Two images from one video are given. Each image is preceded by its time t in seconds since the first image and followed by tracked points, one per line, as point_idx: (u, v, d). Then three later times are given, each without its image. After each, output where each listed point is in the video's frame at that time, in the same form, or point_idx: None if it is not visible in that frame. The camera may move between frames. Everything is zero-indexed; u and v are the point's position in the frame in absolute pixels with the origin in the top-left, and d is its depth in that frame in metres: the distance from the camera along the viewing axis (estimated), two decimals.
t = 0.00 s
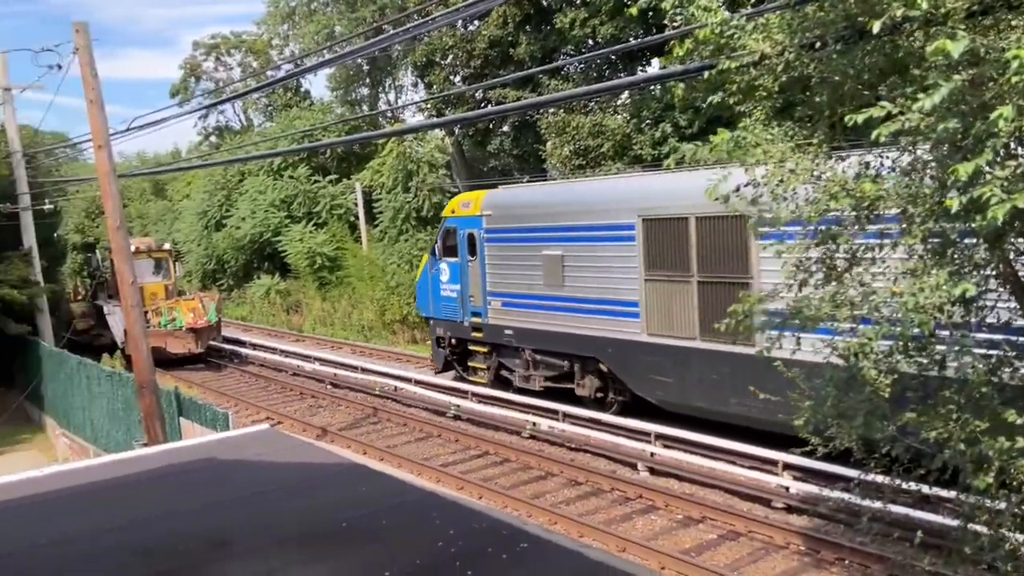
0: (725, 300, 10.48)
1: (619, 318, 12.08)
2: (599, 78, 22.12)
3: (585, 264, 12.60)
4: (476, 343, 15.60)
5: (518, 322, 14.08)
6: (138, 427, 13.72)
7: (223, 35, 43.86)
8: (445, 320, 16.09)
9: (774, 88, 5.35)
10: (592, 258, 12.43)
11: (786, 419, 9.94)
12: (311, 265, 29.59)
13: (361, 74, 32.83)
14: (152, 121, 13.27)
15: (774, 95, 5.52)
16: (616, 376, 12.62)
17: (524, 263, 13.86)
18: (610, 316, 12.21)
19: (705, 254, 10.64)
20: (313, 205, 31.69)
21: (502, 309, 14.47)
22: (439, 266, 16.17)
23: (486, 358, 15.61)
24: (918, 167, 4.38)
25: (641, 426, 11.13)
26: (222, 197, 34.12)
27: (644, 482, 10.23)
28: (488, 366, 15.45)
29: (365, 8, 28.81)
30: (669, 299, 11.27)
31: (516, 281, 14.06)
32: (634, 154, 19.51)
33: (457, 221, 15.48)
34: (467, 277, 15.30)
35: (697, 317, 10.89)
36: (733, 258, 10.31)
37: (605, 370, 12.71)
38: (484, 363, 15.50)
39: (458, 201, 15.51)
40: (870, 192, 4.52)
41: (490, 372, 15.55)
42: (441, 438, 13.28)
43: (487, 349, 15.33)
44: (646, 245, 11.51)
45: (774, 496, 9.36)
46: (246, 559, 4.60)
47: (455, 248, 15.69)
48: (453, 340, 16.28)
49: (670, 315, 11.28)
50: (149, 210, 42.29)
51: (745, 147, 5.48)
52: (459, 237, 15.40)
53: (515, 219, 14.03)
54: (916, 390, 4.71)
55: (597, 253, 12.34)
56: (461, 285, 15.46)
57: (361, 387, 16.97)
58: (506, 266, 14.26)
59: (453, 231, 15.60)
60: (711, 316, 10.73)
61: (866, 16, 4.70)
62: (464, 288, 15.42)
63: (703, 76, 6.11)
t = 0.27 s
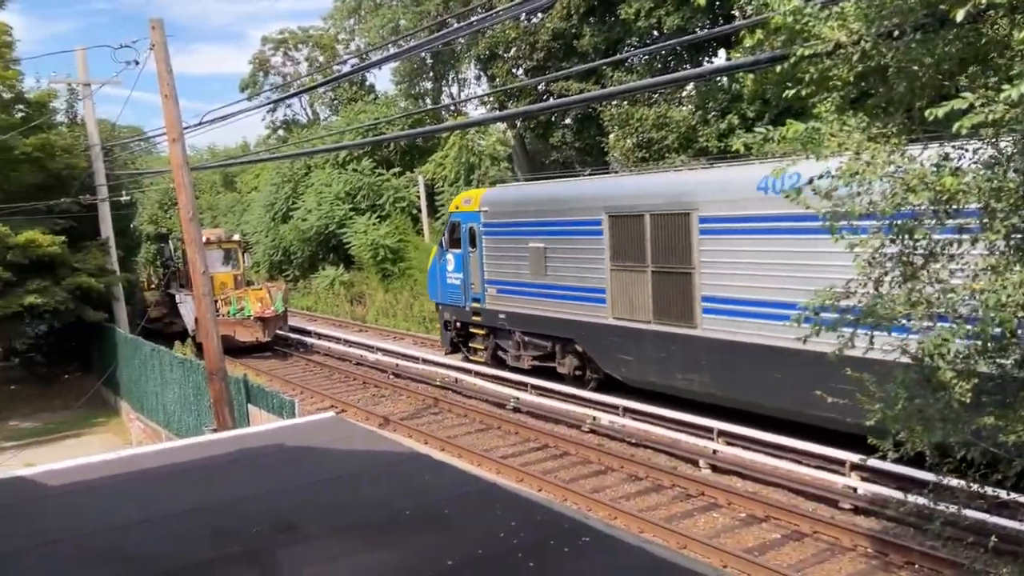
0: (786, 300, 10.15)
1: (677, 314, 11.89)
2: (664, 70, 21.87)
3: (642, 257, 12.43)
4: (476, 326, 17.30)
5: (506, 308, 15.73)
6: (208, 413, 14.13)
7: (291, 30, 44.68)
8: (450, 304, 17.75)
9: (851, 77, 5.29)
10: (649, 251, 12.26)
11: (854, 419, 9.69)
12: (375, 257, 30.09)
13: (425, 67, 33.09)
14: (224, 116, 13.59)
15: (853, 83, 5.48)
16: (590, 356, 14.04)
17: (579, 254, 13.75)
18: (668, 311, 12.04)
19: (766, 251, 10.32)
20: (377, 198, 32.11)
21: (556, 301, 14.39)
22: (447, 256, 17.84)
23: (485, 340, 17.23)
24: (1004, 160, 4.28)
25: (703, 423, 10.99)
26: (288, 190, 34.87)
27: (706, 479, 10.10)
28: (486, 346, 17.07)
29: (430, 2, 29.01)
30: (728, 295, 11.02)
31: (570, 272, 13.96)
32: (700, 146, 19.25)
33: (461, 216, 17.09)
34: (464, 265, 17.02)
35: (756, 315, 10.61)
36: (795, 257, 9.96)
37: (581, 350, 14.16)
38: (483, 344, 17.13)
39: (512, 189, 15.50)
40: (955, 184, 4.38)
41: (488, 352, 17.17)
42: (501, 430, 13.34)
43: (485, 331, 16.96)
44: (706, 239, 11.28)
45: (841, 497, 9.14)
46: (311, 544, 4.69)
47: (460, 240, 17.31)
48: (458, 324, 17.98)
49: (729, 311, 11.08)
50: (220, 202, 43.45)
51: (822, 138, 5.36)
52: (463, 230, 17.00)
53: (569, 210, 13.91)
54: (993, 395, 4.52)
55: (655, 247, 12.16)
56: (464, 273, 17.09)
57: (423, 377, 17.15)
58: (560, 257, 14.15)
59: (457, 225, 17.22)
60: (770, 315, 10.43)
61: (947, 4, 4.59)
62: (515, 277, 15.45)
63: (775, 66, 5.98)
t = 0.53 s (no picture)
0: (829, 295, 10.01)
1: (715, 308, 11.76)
2: (709, 61, 21.60)
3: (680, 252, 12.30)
4: (467, 310, 19.07)
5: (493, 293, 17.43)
6: (252, 401, 14.36)
7: (336, 22, 45.01)
8: (446, 290, 19.54)
9: (902, 68, 5.17)
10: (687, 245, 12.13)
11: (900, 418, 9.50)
12: (417, 249, 30.27)
13: (467, 59, 33.09)
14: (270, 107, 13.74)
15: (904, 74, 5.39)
16: (560, 336, 15.69)
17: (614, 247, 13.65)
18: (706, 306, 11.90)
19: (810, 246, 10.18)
20: (419, 189, 32.27)
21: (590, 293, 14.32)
22: (442, 247, 19.65)
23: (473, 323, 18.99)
24: None
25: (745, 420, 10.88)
26: (332, 182, 35.22)
27: (747, 476, 10.00)
28: (474, 328, 18.85)
29: None
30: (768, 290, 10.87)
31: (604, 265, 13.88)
32: (745, 139, 18.96)
33: (455, 210, 18.86)
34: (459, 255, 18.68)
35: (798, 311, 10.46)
36: (841, 253, 9.83)
37: (552, 331, 15.82)
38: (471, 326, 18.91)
39: (545, 181, 15.48)
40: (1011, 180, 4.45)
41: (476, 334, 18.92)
42: (540, 423, 13.34)
43: (473, 314, 18.74)
44: (746, 234, 11.14)
45: (886, 497, 8.98)
46: (351, 532, 4.74)
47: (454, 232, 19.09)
48: (452, 308, 19.78)
49: (769, 307, 10.90)
50: (265, 193, 44.05)
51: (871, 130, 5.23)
52: (456, 223, 18.75)
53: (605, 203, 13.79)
54: None
55: (693, 241, 12.02)
56: (457, 262, 18.86)
57: (462, 368, 17.23)
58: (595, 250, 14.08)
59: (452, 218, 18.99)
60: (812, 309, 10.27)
61: None
62: (547, 269, 15.44)
63: (824, 58, 5.87)
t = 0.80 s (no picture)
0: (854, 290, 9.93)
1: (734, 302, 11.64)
2: (736, 54, 21.41)
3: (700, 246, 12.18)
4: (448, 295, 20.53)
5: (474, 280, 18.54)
6: (275, 390, 14.48)
7: (362, 14, 45.10)
8: (429, 277, 20.92)
9: (931, 64, 5.07)
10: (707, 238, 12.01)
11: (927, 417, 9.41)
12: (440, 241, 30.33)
13: (492, 51, 33.02)
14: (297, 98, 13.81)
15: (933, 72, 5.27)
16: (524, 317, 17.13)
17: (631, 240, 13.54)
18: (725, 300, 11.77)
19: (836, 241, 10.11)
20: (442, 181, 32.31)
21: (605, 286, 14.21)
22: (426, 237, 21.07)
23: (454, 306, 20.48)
24: None
25: (767, 416, 10.81)
26: (356, 173, 35.37)
27: (769, 472, 9.94)
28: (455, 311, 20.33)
29: None
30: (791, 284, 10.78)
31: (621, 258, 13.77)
32: (771, 133, 18.71)
33: (439, 203, 20.24)
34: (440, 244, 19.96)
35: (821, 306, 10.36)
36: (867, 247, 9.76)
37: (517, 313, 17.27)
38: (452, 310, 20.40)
39: (561, 174, 15.41)
40: None
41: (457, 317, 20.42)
42: (560, 416, 13.34)
43: (453, 298, 20.22)
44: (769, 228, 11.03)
45: (909, 496, 8.88)
46: (371, 521, 4.77)
47: (436, 223, 20.47)
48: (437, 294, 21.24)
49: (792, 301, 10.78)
50: (290, 184, 44.32)
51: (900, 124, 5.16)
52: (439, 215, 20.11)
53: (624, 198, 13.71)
54: None
55: (713, 234, 11.91)
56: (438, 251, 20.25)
57: (484, 361, 17.26)
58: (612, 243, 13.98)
59: (435, 211, 20.38)
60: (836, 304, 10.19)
61: None
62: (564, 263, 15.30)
63: (850, 51, 5.77)
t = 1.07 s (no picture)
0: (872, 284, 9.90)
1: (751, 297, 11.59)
2: (752, 49, 21.31)
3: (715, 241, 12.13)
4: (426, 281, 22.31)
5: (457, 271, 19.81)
6: (288, 381, 14.56)
7: (377, 7, 45.11)
8: (410, 265, 22.65)
9: (949, 59, 5.04)
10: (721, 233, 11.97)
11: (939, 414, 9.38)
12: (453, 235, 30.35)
13: (507, 45, 32.95)
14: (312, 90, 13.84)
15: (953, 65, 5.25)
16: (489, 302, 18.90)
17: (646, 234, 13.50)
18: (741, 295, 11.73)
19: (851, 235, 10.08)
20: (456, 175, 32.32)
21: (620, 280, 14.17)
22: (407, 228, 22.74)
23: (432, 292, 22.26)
24: None
25: (779, 413, 10.77)
26: (370, 166, 35.45)
27: (780, 470, 9.91)
28: (432, 297, 22.10)
29: None
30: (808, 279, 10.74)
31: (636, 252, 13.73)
32: (787, 129, 18.60)
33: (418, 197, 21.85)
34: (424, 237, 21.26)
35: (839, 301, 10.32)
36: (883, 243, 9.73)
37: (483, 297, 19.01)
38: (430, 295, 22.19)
39: (518, 172, 17.12)
40: None
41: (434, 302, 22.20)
42: (571, 410, 13.35)
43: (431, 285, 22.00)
44: (784, 223, 10.98)
45: (922, 495, 8.84)
46: (381, 512, 4.80)
47: (416, 215, 22.14)
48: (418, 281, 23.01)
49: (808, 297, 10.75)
50: (304, 176, 44.45)
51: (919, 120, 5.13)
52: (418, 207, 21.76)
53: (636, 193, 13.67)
54: None
55: (728, 229, 11.86)
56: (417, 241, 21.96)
57: (496, 354, 17.28)
58: (626, 237, 13.94)
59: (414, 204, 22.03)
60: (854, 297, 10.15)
61: None
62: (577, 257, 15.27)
63: (868, 46, 5.74)
